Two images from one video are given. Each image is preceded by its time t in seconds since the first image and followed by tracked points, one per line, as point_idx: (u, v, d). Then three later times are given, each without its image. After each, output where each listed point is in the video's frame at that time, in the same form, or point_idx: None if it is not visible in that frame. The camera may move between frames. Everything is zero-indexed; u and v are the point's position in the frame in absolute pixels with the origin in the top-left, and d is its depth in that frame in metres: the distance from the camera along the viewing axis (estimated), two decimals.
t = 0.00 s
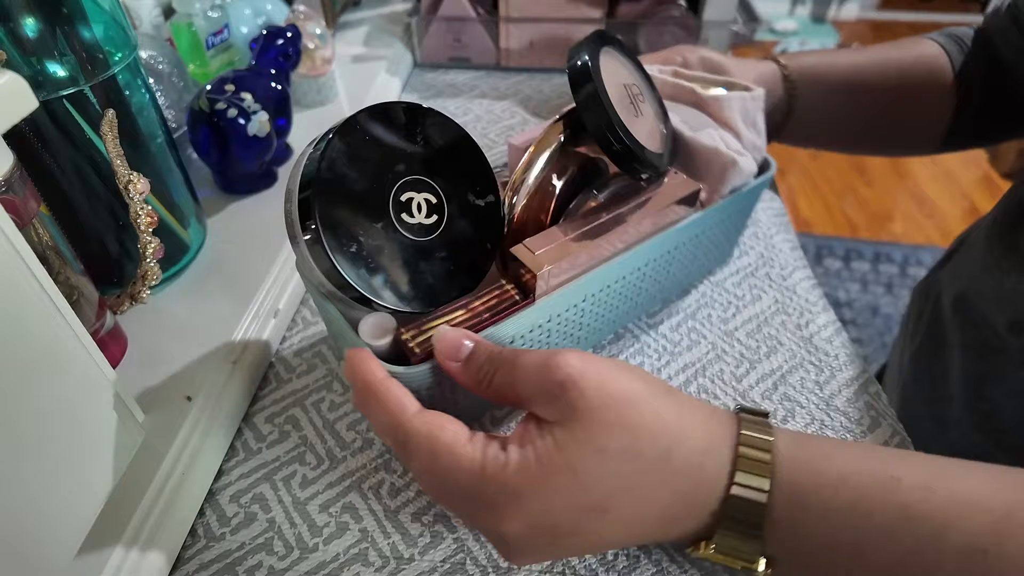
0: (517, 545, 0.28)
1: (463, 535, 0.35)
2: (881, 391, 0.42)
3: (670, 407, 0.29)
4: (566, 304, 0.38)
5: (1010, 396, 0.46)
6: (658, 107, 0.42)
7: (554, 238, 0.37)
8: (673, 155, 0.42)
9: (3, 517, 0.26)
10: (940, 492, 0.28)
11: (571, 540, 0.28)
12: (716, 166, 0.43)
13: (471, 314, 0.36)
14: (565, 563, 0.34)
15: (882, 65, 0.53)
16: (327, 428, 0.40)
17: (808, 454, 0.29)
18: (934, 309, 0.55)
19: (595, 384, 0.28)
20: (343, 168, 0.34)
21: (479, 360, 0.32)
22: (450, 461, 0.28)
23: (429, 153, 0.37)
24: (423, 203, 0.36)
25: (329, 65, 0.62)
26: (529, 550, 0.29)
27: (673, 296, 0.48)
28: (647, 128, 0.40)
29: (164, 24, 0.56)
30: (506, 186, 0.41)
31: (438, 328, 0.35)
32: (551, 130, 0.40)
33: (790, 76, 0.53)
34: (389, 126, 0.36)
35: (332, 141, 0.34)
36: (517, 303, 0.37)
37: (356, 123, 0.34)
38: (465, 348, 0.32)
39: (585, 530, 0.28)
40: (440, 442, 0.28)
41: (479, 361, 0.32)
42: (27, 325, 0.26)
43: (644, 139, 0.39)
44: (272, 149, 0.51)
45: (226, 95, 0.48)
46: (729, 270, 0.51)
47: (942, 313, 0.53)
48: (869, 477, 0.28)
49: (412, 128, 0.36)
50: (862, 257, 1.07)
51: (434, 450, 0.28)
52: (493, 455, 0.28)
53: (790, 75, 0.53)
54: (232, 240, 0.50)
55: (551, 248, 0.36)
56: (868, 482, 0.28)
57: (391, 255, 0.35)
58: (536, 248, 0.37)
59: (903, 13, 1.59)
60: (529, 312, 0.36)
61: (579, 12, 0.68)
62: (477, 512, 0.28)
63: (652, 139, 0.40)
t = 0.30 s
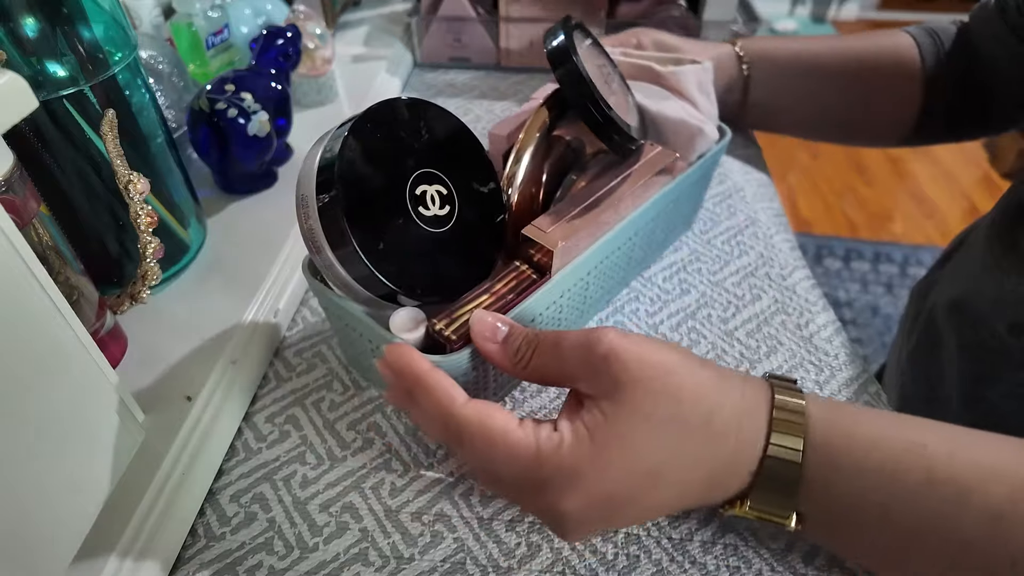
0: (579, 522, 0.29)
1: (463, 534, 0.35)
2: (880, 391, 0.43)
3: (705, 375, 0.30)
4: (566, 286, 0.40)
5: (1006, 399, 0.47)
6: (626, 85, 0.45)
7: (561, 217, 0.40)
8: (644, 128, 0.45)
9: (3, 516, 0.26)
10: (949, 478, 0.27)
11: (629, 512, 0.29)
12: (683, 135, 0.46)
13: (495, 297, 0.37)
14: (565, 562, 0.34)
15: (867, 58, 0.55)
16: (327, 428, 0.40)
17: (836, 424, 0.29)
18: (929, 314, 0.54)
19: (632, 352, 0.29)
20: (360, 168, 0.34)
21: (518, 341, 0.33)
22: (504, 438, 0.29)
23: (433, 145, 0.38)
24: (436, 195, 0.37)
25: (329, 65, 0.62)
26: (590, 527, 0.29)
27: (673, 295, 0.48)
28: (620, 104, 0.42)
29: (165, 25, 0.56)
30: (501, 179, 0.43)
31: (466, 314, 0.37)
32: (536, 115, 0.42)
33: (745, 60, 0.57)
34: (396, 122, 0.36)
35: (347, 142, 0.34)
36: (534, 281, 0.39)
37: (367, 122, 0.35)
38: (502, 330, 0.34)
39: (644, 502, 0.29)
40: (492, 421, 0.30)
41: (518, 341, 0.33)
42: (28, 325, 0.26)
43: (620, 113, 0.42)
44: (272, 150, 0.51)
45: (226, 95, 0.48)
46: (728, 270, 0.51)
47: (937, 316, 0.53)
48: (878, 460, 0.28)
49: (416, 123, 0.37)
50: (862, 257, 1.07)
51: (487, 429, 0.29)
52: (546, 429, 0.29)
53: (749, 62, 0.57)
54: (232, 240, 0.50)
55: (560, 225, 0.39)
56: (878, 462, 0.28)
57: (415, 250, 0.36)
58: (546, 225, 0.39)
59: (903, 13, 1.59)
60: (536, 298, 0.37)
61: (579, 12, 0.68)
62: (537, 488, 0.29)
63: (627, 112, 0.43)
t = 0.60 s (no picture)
0: (585, 503, 0.31)
1: (463, 535, 0.35)
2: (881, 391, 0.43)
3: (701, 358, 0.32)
4: (561, 277, 0.40)
5: (1012, 399, 0.47)
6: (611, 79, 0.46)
7: (555, 208, 0.39)
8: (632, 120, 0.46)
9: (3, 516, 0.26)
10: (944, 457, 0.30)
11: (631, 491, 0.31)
12: (672, 128, 0.47)
13: (495, 289, 0.37)
14: (565, 562, 0.34)
15: (869, 58, 0.58)
16: (327, 428, 0.40)
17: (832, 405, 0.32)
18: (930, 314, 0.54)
19: (638, 338, 0.32)
20: (360, 165, 0.34)
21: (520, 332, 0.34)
22: (515, 424, 0.31)
23: (429, 141, 0.38)
24: (433, 189, 0.38)
25: (329, 65, 0.62)
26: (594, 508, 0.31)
27: (673, 296, 0.48)
28: (608, 96, 0.43)
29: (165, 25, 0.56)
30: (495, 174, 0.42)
31: (466, 305, 0.36)
32: (528, 110, 0.42)
33: (736, 58, 0.60)
34: (392, 118, 0.36)
35: (345, 138, 0.34)
36: (532, 271, 0.39)
37: (365, 119, 0.35)
38: (506, 321, 0.35)
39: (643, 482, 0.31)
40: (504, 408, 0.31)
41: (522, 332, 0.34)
42: (28, 325, 0.26)
43: (608, 105, 0.42)
44: (272, 150, 0.51)
45: (226, 95, 0.48)
46: (728, 270, 0.51)
47: (937, 318, 0.53)
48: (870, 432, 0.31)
49: (411, 119, 0.37)
50: (862, 257, 1.07)
51: (500, 415, 0.31)
52: (556, 414, 0.31)
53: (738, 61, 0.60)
54: (232, 240, 0.50)
55: (555, 217, 0.39)
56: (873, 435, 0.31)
57: (415, 245, 0.36)
58: (540, 218, 0.38)
59: (903, 13, 1.59)
60: (533, 289, 0.38)
61: (580, 11, 0.68)
62: (546, 471, 0.31)
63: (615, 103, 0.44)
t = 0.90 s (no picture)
0: (560, 485, 0.31)
1: (463, 535, 0.35)
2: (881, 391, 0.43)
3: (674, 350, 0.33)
4: (545, 268, 0.40)
5: (1015, 398, 0.47)
6: (597, 74, 0.46)
7: (538, 200, 0.40)
8: (617, 114, 0.46)
9: (4, 516, 0.26)
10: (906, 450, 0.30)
11: (607, 477, 0.31)
12: (657, 122, 0.47)
13: (476, 280, 0.38)
14: (565, 562, 0.34)
15: (871, 56, 0.58)
16: (327, 427, 0.40)
17: (791, 393, 0.33)
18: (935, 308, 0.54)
19: (612, 329, 0.33)
20: (343, 156, 0.34)
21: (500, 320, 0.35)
22: (493, 398, 0.31)
23: (414, 133, 0.38)
24: (416, 180, 0.38)
25: (329, 65, 0.62)
26: (570, 492, 0.31)
27: (673, 295, 0.48)
28: (592, 91, 0.43)
29: (166, 25, 0.56)
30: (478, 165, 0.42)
31: (449, 296, 0.37)
32: (512, 103, 0.42)
33: (735, 57, 0.60)
34: (376, 110, 0.36)
35: (328, 129, 0.34)
36: (514, 263, 0.39)
37: (347, 110, 0.35)
38: (487, 312, 0.35)
39: (619, 469, 0.31)
40: (482, 382, 0.31)
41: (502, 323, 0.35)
42: (28, 324, 0.26)
43: (592, 99, 0.42)
44: (273, 150, 0.51)
45: (226, 95, 0.48)
46: (728, 269, 0.51)
47: (944, 321, 0.53)
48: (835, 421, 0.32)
49: (394, 111, 0.37)
50: (862, 257, 1.07)
51: (478, 389, 0.31)
52: (533, 390, 0.32)
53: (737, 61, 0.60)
54: (232, 240, 0.50)
55: (537, 209, 0.39)
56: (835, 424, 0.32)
57: (398, 236, 0.36)
58: (523, 209, 0.39)
59: (903, 13, 1.59)
60: (514, 281, 0.38)
61: (579, 12, 0.68)
62: (522, 447, 0.31)
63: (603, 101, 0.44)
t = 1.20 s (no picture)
0: (543, 485, 0.32)
1: (463, 535, 0.35)
2: (881, 391, 0.43)
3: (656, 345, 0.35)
4: (523, 271, 0.40)
5: (1016, 400, 0.46)
6: (573, 78, 0.46)
7: (513, 206, 0.39)
8: (593, 118, 0.46)
9: (4, 516, 0.26)
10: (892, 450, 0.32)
11: (590, 477, 0.33)
12: (633, 126, 0.47)
13: (450, 288, 0.37)
14: (565, 562, 0.34)
15: (875, 50, 0.58)
16: (327, 427, 0.40)
17: (770, 394, 0.35)
18: (943, 304, 0.55)
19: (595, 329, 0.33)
20: (309, 163, 0.34)
21: (473, 328, 0.35)
22: (470, 408, 0.32)
23: (383, 139, 0.38)
24: (387, 187, 0.38)
25: (329, 65, 0.61)
26: (551, 492, 0.32)
27: (672, 295, 0.48)
28: (567, 95, 0.43)
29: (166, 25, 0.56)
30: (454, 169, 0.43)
31: (421, 304, 0.36)
32: (486, 107, 0.43)
33: (727, 61, 0.60)
34: (345, 116, 0.36)
35: (295, 135, 0.34)
36: (489, 270, 0.39)
37: (314, 117, 0.35)
38: (464, 321, 0.35)
39: (602, 468, 0.33)
40: (459, 395, 0.32)
41: (478, 331, 0.35)
42: (29, 325, 0.26)
43: (567, 104, 0.42)
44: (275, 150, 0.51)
45: (226, 95, 0.49)
46: (728, 269, 0.51)
47: (951, 323, 0.53)
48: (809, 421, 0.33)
49: (364, 117, 0.37)
50: (862, 257, 1.07)
51: (454, 401, 0.32)
52: (512, 396, 0.32)
53: (731, 65, 0.60)
54: (233, 240, 0.50)
55: (511, 215, 0.39)
56: (810, 423, 0.33)
57: (368, 244, 0.36)
58: (498, 215, 0.39)
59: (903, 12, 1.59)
60: (501, 276, 0.38)
61: (580, 12, 0.68)
62: (502, 454, 0.32)
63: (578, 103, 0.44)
